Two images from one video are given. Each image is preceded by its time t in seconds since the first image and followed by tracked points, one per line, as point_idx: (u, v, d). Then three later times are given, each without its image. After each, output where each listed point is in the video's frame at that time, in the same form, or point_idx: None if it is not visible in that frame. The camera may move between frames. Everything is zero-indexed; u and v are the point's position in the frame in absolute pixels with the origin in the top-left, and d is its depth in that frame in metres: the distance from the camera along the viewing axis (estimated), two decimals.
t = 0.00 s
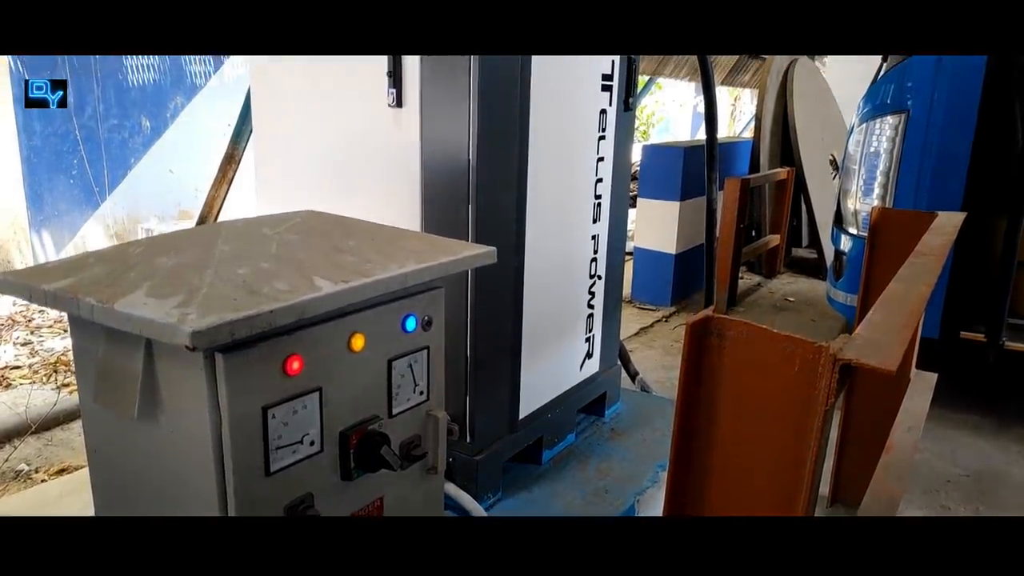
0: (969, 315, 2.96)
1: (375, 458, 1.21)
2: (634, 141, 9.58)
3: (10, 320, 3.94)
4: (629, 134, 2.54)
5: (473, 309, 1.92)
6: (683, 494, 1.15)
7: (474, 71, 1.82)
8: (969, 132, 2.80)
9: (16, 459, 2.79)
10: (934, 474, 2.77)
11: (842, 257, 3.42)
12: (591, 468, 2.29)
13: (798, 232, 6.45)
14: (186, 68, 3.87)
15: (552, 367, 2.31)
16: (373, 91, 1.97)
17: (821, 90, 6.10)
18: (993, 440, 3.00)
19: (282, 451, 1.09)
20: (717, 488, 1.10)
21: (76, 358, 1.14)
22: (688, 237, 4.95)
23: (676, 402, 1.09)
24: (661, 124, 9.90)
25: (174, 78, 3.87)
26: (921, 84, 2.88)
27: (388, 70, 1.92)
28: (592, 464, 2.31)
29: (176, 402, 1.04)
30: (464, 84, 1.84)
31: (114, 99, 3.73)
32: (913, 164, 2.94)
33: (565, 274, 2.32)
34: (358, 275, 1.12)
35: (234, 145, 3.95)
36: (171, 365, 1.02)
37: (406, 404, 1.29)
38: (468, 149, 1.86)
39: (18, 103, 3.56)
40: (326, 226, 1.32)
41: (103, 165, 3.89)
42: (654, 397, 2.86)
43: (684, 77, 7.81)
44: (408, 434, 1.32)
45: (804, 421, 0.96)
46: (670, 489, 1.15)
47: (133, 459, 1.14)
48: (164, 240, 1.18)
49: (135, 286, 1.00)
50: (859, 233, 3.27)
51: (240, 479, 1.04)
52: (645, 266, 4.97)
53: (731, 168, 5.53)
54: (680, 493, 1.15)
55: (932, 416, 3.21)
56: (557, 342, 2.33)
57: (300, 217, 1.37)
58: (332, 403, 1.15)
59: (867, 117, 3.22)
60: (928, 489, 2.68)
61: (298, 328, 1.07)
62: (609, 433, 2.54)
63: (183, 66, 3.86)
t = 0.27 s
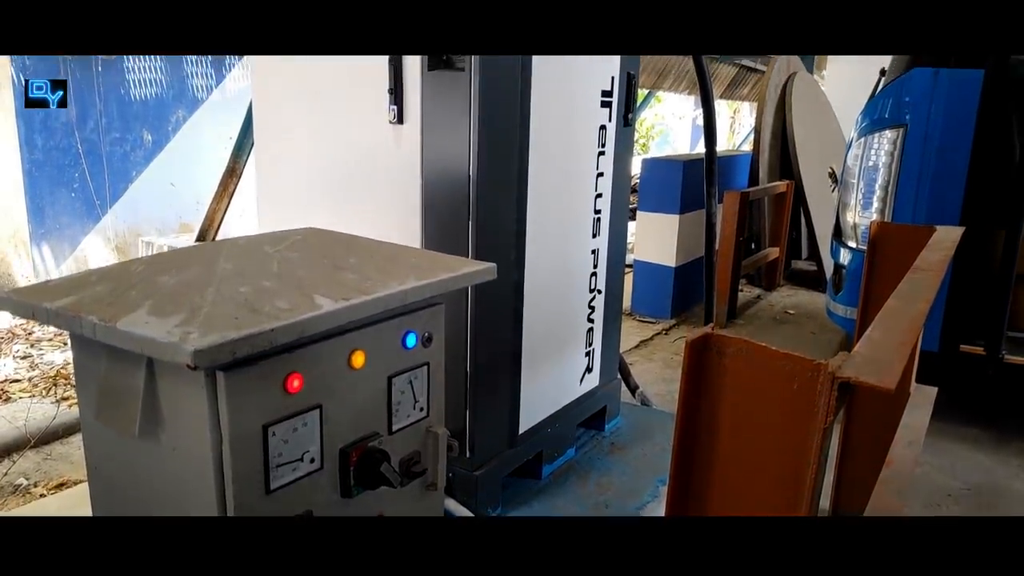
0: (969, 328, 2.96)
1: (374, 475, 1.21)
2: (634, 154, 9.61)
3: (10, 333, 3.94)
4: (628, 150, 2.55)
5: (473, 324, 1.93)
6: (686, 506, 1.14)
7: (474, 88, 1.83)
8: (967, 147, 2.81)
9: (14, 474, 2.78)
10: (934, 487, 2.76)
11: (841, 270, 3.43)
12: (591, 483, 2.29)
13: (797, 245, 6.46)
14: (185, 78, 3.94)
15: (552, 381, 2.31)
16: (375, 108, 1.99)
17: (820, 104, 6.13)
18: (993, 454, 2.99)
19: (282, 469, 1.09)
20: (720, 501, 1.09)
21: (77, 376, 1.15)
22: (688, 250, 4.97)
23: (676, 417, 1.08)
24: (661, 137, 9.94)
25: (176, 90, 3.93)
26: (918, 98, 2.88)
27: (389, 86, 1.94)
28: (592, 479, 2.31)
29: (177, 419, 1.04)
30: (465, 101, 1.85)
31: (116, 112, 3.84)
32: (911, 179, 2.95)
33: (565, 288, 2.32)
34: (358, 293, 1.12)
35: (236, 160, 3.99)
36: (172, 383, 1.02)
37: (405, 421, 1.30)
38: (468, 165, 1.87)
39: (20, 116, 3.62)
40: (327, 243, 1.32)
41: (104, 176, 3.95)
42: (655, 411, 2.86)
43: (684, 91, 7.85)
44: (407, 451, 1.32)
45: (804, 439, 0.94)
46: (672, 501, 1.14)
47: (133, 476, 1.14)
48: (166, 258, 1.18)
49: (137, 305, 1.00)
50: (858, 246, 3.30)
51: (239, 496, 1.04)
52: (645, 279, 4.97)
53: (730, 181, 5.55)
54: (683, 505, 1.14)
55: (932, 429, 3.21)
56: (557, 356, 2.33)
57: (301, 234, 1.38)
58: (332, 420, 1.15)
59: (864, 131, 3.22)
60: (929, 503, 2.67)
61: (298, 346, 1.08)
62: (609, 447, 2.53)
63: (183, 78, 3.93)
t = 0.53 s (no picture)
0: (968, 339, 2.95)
1: (374, 494, 1.21)
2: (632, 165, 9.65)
3: (8, 348, 3.94)
4: (626, 163, 2.56)
5: (471, 338, 1.93)
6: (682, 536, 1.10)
7: (472, 104, 1.85)
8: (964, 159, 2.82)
9: (13, 491, 2.77)
10: (936, 500, 2.75)
11: (840, 281, 3.43)
12: (591, 498, 2.29)
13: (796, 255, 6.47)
14: (186, 92, 4.85)
15: (552, 395, 2.31)
16: (373, 124, 2.00)
17: (817, 116, 6.16)
18: (995, 466, 2.99)
19: (281, 488, 1.09)
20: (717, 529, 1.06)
21: (77, 395, 1.15)
22: (686, 261, 4.98)
23: (675, 434, 1.03)
24: (659, 148, 9.98)
25: (174, 106, 4.83)
26: (915, 110, 2.89)
27: (387, 103, 1.95)
28: (592, 494, 2.31)
29: (176, 439, 1.04)
30: (463, 117, 1.86)
31: (116, 127, 4.61)
32: (909, 191, 2.96)
33: (564, 303, 2.33)
34: (357, 312, 1.12)
35: (235, 175, 4.01)
36: (171, 404, 1.03)
37: (404, 438, 1.29)
38: (467, 180, 1.88)
39: (20, 131, 4.23)
40: (326, 262, 1.33)
41: (103, 191, 4.63)
42: (654, 424, 2.86)
43: (681, 103, 7.89)
44: (406, 469, 1.32)
45: (805, 457, 0.93)
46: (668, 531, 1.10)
47: (132, 497, 1.14)
48: (166, 277, 1.19)
49: (136, 325, 1.01)
50: (856, 257, 3.31)
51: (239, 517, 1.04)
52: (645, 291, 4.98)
53: (728, 192, 5.57)
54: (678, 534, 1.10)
55: (933, 441, 3.20)
56: (556, 371, 2.34)
57: (301, 251, 1.39)
58: (331, 439, 1.16)
59: (862, 143, 3.23)
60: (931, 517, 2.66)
61: (297, 365, 1.08)
62: (609, 461, 2.53)
63: (183, 90, 4.84)
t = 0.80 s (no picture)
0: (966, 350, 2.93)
1: (372, 510, 1.21)
2: (631, 176, 9.68)
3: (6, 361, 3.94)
4: (624, 177, 2.57)
5: (470, 352, 1.93)
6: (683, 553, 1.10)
7: (470, 120, 1.86)
8: (961, 172, 2.83)
9: (11, 505, 2.75)
10: (937, 512, 2.75)
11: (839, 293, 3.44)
12: (591, 512, 2.28)
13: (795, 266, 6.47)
14: (186, 105, 4.85)
15: (551, 409, 2.31)
16: (372, 139, 2.01)
17: (815, 127, 6.18)
18: (995, 477, 2.98)
19: (280, 505, 1.09)
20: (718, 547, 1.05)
21: (75, 413, 1.15)
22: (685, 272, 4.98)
23: (674, 442, 1.03)
24: (658, 159, 10.02)
25: (175, 120, 4.83)
26: (912, 122, 2.90)
27: (386, 118, 1.96)
28: (592, 508, 2.31)
29: (174, 458, 1.04)
30: (461, 133, 1.87)
31: (116, 139, 4.67)
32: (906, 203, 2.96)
33: (562, 316, 2.33)
34: (356, 328, 1.13)
35: (235, 188, 4.03)
36: (170, 423, 1.03)
37: (403, 454, 1.30)
38: (465, 196, 1.89)
39: (20, 145, 4.34)
40: (324, 279, 1.34)
41: (103, 205, 4.68)
42: (654, 437, 2.86)
43: (679, 114, 7.93)
44: (405, 484, 1.32)
45: (802, 474, 0.92)
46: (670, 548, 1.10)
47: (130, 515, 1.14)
48: (164, 295, 1.19)
49: (135, 344, 1.01)
50: (854, 269, 3.32)
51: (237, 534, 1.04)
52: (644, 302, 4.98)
53: (727, 203, 5.59)
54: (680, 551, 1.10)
55: (933, 452, 3.20)
56: (555, 384, 2.34)
57: (300, 268, 1.40)
58: (330, 456, 1.16)
59: (859, 154, 3.24)
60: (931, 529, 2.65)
61: (295, 383, 1.08)
62: (608, 474, 2.53)
63: (183, 103, 4.83)
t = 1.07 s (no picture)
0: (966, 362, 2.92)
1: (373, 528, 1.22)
2: (630, 187, 9.71)
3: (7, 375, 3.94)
4: (623, 190, 2.58)
5: (470, 366, 1.94)
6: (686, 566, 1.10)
7: (471, 136, 1.87)
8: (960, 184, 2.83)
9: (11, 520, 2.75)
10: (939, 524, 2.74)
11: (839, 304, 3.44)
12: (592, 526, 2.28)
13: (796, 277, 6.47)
14: (187, 117, 4.86)
15: (551, 422, 2.31)
16: (373, 155, 2.02)
17: (814, 138, 6.20)
18: (997, 489, 2.97)
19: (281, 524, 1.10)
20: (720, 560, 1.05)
21: (76, 431, 1.15)
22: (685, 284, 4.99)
23: (675, 457, 1.04)
24: (658, 170, 10.05)
25: (176, 133, 4.86)
26: (910, 135, 2.90)
27: (386, 134, 1.97)
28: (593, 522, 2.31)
29: (175, 477, 1.04)
30: (462, 149, 1.88)
31: (117, 152, 4.68)
32: (905, 215, 2.96)
33: (562, 330, 2.33)
34: (356, 346, 1.13)
35: (237, 201, 4.05)
36: (171, 442, 1.03)
37: (403, 470, 1.30)
38: (466, 211, 1.90)
39: (21, 157, 4.36)
40: (325, 296, 1.34)
41: (105, 217, 4.70)
42: (655, 450, 2.86)
43: (678, 126, 7.96)
44: (406, 501, 1.32)
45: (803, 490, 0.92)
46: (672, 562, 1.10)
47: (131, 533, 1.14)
48: (166, 313, 1.20)
49: (136, 363, 1.01)
50: (854, 281, 3.32)
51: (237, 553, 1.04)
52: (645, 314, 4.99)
53: (726, 215, 5.60)
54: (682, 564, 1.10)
55: (935, 464, 3.19)
56: (556, 398, 2.34)
57: (300, 285, 1.40)
58: (330, 473, 1.16)
59: (857, 166, 3.25)
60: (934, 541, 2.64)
61: (295, 401, 1.08)
62: (609, 488, 2.53)
63: (184, 116, 4.86)
